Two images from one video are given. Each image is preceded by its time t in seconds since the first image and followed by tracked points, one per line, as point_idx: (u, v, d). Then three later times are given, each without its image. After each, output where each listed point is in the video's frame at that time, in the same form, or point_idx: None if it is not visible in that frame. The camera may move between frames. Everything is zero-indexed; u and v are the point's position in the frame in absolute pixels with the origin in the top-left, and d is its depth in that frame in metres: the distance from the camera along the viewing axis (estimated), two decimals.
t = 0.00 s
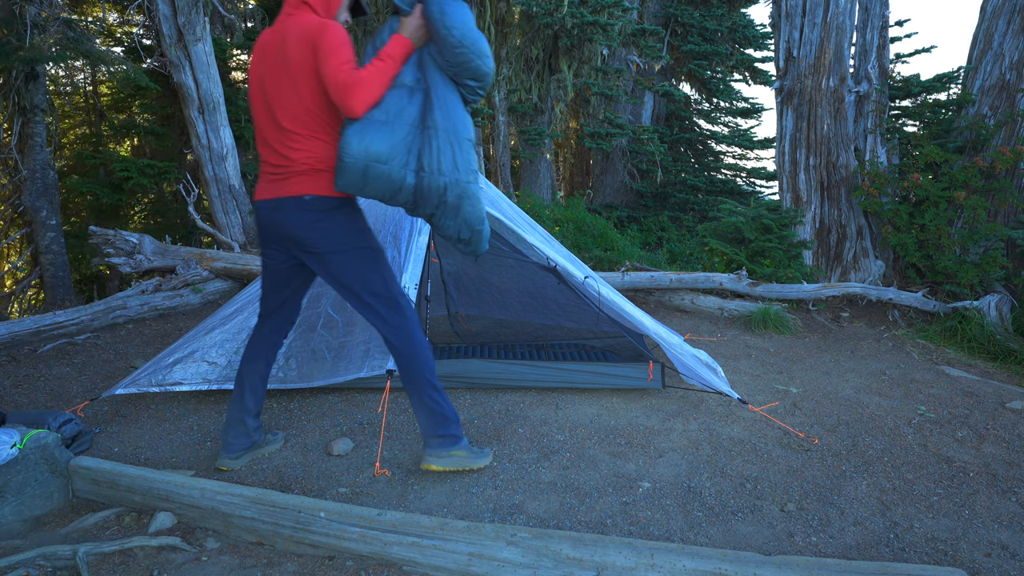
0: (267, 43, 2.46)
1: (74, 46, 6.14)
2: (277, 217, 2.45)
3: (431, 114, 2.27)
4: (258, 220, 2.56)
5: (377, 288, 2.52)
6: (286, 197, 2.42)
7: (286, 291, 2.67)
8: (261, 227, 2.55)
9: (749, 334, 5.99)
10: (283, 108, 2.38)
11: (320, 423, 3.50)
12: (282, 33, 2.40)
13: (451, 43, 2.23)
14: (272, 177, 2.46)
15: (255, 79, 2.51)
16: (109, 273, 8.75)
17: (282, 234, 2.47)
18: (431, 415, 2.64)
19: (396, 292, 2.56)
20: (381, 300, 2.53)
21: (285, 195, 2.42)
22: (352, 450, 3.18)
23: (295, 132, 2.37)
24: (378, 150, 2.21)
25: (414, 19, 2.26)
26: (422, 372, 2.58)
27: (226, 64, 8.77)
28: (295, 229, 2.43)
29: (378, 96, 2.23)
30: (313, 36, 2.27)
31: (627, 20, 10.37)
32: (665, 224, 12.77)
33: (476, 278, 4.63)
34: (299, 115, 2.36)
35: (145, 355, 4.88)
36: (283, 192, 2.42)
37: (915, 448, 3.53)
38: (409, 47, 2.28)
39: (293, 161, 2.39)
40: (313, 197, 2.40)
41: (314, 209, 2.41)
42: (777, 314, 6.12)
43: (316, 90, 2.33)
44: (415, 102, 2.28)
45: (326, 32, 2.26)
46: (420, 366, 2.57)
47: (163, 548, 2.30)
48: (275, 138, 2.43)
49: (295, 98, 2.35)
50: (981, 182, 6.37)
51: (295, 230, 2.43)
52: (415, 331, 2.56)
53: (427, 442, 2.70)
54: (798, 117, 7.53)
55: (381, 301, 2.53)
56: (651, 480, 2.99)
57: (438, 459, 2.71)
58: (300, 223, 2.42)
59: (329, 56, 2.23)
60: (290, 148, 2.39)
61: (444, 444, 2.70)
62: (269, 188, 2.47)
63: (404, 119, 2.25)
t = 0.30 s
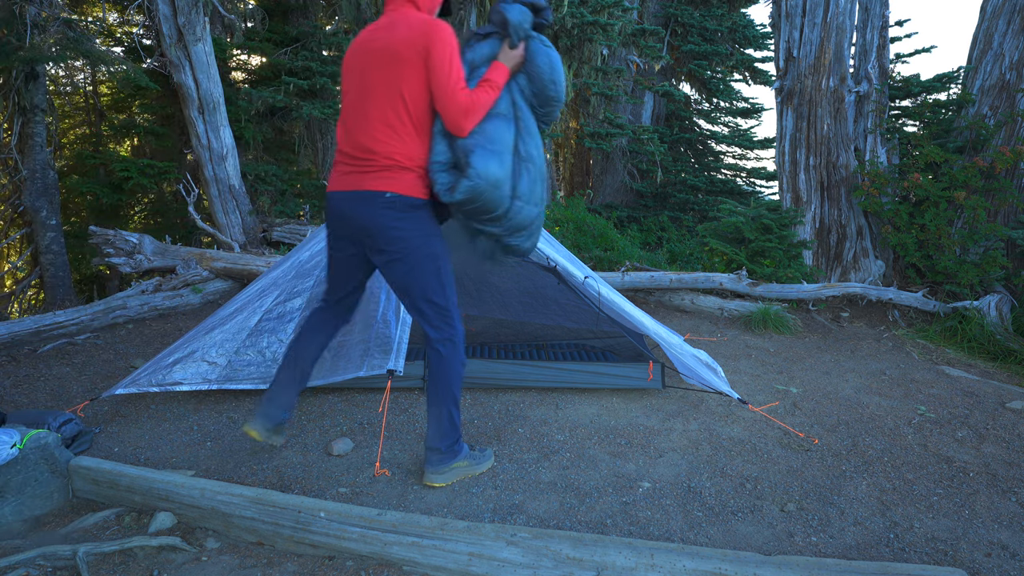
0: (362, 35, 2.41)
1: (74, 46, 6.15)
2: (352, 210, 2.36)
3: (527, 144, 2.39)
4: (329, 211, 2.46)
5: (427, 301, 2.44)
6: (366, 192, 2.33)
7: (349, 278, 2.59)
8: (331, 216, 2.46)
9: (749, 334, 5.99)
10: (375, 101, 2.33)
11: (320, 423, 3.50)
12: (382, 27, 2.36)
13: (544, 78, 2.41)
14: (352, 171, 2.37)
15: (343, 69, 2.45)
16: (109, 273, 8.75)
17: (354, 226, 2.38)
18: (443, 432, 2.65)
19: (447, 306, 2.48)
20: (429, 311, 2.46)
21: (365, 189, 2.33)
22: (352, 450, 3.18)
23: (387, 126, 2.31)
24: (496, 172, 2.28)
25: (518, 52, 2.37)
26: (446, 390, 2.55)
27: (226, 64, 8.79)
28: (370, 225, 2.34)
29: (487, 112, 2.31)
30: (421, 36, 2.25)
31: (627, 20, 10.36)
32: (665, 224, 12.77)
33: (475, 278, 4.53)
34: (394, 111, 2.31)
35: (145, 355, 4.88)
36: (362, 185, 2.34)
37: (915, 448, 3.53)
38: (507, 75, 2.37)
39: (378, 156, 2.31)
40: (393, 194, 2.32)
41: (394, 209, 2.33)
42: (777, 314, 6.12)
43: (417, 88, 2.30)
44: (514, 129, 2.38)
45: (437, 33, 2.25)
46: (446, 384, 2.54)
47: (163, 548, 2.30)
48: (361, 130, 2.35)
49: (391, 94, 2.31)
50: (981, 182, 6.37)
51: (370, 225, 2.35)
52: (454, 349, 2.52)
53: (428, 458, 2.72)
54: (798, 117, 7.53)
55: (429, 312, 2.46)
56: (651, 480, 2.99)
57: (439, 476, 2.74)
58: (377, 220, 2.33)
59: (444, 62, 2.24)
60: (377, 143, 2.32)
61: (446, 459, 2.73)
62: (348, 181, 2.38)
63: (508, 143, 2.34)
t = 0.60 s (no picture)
0: (406, 25, 2.44)
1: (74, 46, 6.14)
2: (401, 202, 2.40)
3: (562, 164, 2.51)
4: (376, 202, 2.49)
5: (453, 299, 2.47)
6: (416, 183, 2.37)
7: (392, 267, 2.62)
8: (377, 206, 2.49)
9: (749, 334, 5.99)
10: (423, 93, 2.37)
11: (320, 423, 3.51)
12: (428, 18, 2.40)
13: (577, 129, 2.57)
14: (400, 164, 2.41)
15: (385, 61, 2.48)
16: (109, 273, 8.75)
17: (402, 216, 2.42)
18: (449, 432, 2.66)
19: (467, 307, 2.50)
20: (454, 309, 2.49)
21: (415, 181, 2.37)
22: (352, 450, 3.18)
23: (436, 118, 2.37)
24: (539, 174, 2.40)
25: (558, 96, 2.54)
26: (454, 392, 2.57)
27: (226, 64, 8.79)
28: (418, 216, 2.38)
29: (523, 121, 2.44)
30: (472, 29, 2.31)
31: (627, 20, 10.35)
32: (665, 224, 12.77)
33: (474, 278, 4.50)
34: (442, 103, 2.37)
35: (145, 355, 4.88)
36: (412, 176, 2.38)
37: (915, 448, 3.53)
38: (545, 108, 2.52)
39: (428, 148, 2.37)
40: (443, 185, 2.37)
41: (444, 200, 2.37)
42: (778, 314, 6.11)
43: (466, 81, 2.36)
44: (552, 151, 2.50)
45: (486, 31, 2.33)
46: (456, 386, 2.56)
47: (163, 548, 2.30)
48: (409, 122, 2.40)
49: (440, 85, 2.36)
50: (982, 182, 6.37)
51: (418, 215, 2.38)
52: (467, 352, 2.53)
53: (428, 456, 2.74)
54: (798, 117, 7.53)
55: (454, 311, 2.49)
56: (651, 480, 2.99)
57: (438, 476, 2.75)
58: (426, 211, 2.36)
59: (494, 60, 2.34)
60: (427, 135, 2.37)
61: (445, 460, 2.74)
62: (396, 173, 2.42)
63: (549, 156, 2.46)
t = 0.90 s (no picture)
0: (423, 32, 2.56)
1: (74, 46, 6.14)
2: (435, 201, 2.50)
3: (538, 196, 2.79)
4: (405, 203, 2.58)
5: (473, 298, 2.57)
6: (452, 182, 2.48)
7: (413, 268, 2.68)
8: (406, 206, 2.58)
9: (749, 334, 5.99)
10: (449, 99, 2.49)
11: (320, 424, 3.50)
12: (446, 26, 2.54)
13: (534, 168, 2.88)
14: (431, 167, 2.51)
15: (404, 68, 2.58)
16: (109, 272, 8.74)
17: (435, 214, 2.53)
18: (451, 431, 2.71)
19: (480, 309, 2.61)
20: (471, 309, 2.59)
21: (451, 182, 2.48)
22: (352, 451, 3.18)
23: (463, 122, 2.50)
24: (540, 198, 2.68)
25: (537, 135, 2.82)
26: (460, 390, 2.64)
27: (226, 64, 8.79)
28: (453, 213, 2.49)
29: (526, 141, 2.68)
30: (494, 38, 2.49)
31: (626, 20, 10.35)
32: (665, 224, 12.77)
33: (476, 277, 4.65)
34: (470, 109, 2.51)
35: (145, 355, 4.88)
36: (448, 179, 2.49)
37: (915, 448, 3.53)
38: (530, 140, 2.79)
39: (459, 151, 2.50)
40: (476, 185, 2.51)
41: (478, 199, 2.50)
42: (777, 314, 6.12)
43: (489, 88, 2.53)
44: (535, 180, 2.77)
45: (505, 41, 2.52)
46: (461, 385, 2.63)
47: (163, 548, 2.30)
48: (440, 129, 2.51)
49: (466, 89, 2.50)
50: (981, 182, 6.37)
51: (452, 213, 2.49)
52: (474, 352, 2.62)
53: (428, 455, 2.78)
54: (798, 117, 7.54)
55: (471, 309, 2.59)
56: (651, 480, 2.99)
57: (438, 476, 2.76)
58: (462, 208, 2.48)
59: (514, 67, 2.53)
60: (458, 139, 2.49)
61: (444, 460, 2.77)
62: (428, 176, 2.52)
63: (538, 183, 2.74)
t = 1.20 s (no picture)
0: (428, 48, 2.85)
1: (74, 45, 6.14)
2: (458, 199, 2.69)
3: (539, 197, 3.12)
4: (424, 203, 2.73)
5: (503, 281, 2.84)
6: (473, 180, 2.69)
7: (426, 270, 2.83)
8: (425, 207, 2.73)
9: (749, 334, 5.99)
10: (465, 105, 2.77)
11: (320, 423, 3.50)
12: (449, 42, 2.86)
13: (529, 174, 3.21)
14: (451, 168, 2.71)
15: (414, 80, 2.84)
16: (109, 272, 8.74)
17: (456, 212, 2.71)
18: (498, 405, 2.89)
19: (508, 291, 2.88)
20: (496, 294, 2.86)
21: (473, 180, 2.69)
22: (352, 451, 3.18)
23: (476, 125, 2.76)
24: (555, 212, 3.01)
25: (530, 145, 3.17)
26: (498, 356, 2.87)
27: (226, 64, 8.79)
28: (475, 210, 2.69)
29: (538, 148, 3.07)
30: (496, 51, 2.85)
31: (627, 20, 10.34)
32: (665, 224, 12.78)
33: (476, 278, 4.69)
34: (483, 113, 2.79)
35: (145, 355, 4.88)
36: (472, 178, 2.70)
37: (915, 448, 3.53)
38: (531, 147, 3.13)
39: (477, 152, 2.73)
40: (495, 184, 2.75)
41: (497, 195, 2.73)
42: (777, 314, 6.12)
43: (496, 94, 2.84)
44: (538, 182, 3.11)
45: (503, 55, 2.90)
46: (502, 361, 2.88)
47: (163, 548, 2.30)
48: (461, 132, 2.75)
49: (476, 95, 2.78)
50: (981, 181, 6.37)
51: (478, 209, 2.70)
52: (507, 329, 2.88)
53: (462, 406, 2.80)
54: (798, 117, 7.54)
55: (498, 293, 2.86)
56: (651, 480, 2.99)
57: (473, 422, 2.78)
58: (485, 205, 2.70)
59: (516, 77, 2.91)
60: (474, 140, 2.74)
61: (483, 415, 2.81)
62: (449, 176, 2.70)
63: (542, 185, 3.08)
